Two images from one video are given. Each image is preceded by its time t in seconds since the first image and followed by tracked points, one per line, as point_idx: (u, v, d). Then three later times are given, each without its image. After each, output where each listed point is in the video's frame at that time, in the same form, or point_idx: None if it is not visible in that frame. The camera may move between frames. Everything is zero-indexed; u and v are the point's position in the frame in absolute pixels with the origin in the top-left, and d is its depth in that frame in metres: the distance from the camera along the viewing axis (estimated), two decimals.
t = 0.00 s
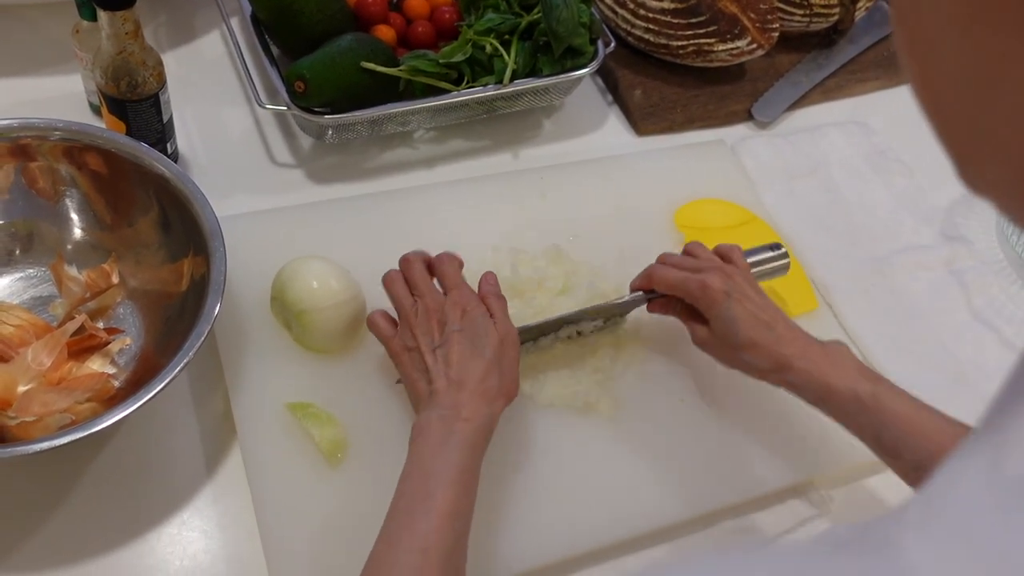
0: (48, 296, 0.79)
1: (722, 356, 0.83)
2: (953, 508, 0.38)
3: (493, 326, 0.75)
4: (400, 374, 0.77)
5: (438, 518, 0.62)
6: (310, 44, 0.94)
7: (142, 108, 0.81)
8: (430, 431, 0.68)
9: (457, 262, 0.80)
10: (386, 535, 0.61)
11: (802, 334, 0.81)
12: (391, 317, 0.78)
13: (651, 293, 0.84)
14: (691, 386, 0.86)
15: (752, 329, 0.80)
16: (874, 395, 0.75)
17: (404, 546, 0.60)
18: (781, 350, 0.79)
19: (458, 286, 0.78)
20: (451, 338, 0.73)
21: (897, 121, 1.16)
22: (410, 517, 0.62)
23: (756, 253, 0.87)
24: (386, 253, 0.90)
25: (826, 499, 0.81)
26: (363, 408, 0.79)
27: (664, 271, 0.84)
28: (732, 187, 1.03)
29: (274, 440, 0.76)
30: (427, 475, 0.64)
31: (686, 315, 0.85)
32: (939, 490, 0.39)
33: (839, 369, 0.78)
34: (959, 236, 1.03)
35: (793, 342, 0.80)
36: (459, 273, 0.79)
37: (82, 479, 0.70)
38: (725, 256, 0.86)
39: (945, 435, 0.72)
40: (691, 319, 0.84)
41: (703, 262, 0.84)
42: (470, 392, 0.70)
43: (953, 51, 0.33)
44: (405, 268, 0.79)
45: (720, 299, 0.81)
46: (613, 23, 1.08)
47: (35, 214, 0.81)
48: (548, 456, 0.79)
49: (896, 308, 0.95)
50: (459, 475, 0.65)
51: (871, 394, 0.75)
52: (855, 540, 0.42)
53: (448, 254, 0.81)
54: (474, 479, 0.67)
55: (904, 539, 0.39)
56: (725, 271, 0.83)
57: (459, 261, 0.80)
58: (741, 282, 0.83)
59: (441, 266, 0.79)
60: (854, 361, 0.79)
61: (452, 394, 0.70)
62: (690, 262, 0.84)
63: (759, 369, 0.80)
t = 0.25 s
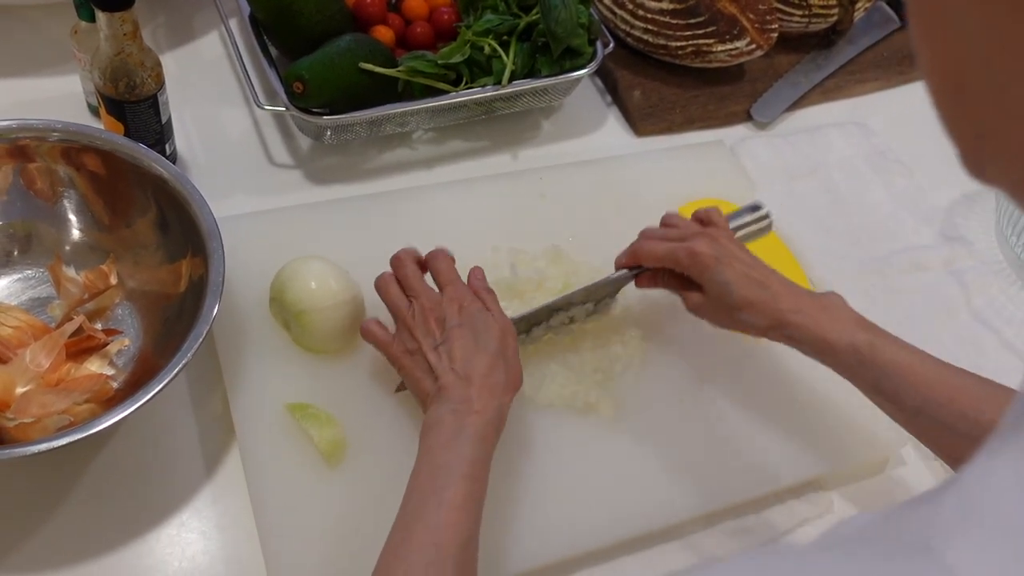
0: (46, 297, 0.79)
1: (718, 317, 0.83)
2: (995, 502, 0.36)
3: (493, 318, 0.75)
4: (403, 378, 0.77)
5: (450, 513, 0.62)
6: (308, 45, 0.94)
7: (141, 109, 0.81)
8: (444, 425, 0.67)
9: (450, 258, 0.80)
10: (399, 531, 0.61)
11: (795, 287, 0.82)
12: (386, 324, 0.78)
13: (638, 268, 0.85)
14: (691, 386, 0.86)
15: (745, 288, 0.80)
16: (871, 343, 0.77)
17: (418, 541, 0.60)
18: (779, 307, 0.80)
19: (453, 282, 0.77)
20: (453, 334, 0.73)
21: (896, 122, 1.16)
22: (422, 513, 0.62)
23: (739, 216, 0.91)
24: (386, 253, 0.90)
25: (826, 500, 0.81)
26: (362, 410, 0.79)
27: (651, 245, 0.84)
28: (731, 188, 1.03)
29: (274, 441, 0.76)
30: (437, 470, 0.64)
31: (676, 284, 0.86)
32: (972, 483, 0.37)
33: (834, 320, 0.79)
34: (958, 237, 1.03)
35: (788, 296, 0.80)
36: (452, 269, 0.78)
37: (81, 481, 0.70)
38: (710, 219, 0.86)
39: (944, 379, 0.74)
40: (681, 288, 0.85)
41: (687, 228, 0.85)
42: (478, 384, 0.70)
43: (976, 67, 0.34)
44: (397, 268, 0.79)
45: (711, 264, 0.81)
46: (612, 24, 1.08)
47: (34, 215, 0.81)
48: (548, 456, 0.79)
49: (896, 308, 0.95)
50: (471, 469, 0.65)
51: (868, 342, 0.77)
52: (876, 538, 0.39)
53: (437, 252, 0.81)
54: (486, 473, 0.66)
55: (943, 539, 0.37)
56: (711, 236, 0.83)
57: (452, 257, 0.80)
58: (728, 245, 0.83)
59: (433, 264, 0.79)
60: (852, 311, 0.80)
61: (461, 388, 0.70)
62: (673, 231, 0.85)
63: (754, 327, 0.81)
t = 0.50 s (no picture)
0: (49, 296, 0.79)
1: (718, 288, 0.84)
2: None
3: (484, 317, 0.75)
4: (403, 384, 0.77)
5: (452, 510, 0.61)
6: (311, 45, 0.94)
7: (145, 108, 0.81)
8: (441, 427, 0.67)
9: (436, 261, 0.80)
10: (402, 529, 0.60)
11: (795, 258, 0.82)
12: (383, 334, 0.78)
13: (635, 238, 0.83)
14: (693, 387, 0.86)
15: (745, 263, 0.80)
16: (872, 319, 0.77)
17: (421, 537, 0.59)
18: (778, 280, 0.80)
19: (441, 283, 0.77)
20: (446, 335, 0.73)
21: (898, 123, 1.16)
22: (425, 508, 0.61)
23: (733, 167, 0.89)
24: (389, 253, 0.90)
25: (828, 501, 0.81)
26: (365, 410, 0.79)
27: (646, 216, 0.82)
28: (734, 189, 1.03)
29: (276, 441, 0.76)
30: (438, 467, 0.64)
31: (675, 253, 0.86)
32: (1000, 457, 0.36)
33: (834, 292, 0.80)
34: (961, 239, 1.03)
35: (787, 268, 0.81)
36: (439, 270, 0.78)
37: (84, 480, 0.70)
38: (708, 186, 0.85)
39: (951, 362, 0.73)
40: (682, 259, 0.85)
41: (684, 198, 0.83)
42: (476, 380, 0.70)
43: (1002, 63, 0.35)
44: (381, 280, 0.78)
45: (710, 237, 0.80)
46: (615, 25, 1.08)
47: (38, 213, 0.81)
48: (551, 456, 0.79)
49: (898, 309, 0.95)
50: (472, 465, 0.64)
51: (869, 319, 0.77)
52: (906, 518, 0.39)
53: (422, 257, 0.81)
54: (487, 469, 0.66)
55: (979, 515, 0.36)
56: (708, 206, 0.82)
57: (437, 259, 0.80)
58: (726, 214, 0.82)
59: (419, 268, 0.78)
60: (852, 287, 0.80)
61: (459, 388, 0.70)
62: (671, 201, 0.83)
63: (754, 300, 0.82)
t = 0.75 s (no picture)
0: (49, 298, 0.79)
1: (729, 281, 0.84)
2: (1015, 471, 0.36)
3: (499, 321, 0.75)
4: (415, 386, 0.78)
5: (462, 512, 0.61)
6: (311, 48, 0.94)
7: (145, 110, 0.82)
8: (450, 429, 0.67)
9: (455, 266, 0.80)
10: (411, 530, 0.61)
11: (805, 249, 0.83)
12: (398, 335, 0.79)
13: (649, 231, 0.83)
14: (691, 390, 0.86)
15: (757, 255, 0.81)
16: (882, 309, 0.78)
17: (432, 537, 0.60)
18: (791, 272, 0.81)
19: (458, 288, 0.78)
20: (460, 339, 0.74)
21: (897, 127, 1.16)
22: (435, 510, 0.61)
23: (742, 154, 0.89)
24: (388, 256, 0.90)
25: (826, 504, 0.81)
26: (364, 413, 0.79)
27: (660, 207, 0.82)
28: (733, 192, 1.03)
29: (275, 443, 0.76)
30: (449, 470, 0.64)
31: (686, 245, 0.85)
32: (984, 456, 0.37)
33: (842, 283, 0.81)
34: (960, 242, 1.03)
35: (800, 257, 0.82)
36: (456, 274, 0.79)
37: (83, 482, 0.70)
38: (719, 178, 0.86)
39: (957, 355, 0.75)
40: (694, 251, 0.85)
41: (698, 189, 0.83)
42: (486, 385, 0.70)
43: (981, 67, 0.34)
44: (401, 282, 0.79)
45: (722, 228, 0.80)
46: (615, 28, 1.09)
47: (38, 215, 0.81)
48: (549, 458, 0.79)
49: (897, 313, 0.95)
50: (480, 467, 0.65)
51: (878, 308, 0.79)
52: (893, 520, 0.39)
53: (443, 261, 0.81)
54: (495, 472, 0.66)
55: (970, 514, 0.37)
56: (721, 197, 0.82)
57: (457, 264, 0.80)
58: (738, 206, 0.82)
59: (438, 272, 0.79)
60: (859, 275, 0.82)
61: (469, 391, 0.70)
62: (684, 192, 0.83)
63: (766, 291, 0.83)
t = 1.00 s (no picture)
0: (46, 302, 0.79)
1: (730, 358, 0.82)
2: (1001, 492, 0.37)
3: (482, 334, 0.75)
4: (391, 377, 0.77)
5: (415, 513, 0.62)
6: (310, 51, 0.94)
7: (143, 114, 0.81)
8: (406, 430, 0.67)
9: (463, 273, 0.80)
10: (365, 529, 0.61)
11: (811, 336, 0.80)
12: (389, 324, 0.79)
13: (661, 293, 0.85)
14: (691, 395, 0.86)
15: (757, 331, 0.79)
16: (888, 397, 0.72)
17: (384, 537, 0.60)
18: (791, 353, 0.78)
19: (457, 295, 0.78)
20: (439, 341, 0.73)
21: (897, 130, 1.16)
22: (389, 509, 0.61)
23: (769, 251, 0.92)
24: (387, 260, 0.90)
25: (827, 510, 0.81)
26: (363, 417, 0.79)
27: (674, 273, 0.84)
28: (733, 196, 1.03)
29: (274, 448, 0.76)
30: (404, 470, 0.64)
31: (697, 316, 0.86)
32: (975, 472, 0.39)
33: (850, 371, 0.76)
34: (960, 246, 1.03)
35: (799, 341, 0.79)
36: (461, 282, 0.79)
37: (80, 487, 0.70)
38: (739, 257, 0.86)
39: (968, 440, 0.67)
40: (703, 322, 0.85)
41: (712, 262, 0.85)
42: (448, 393, 0.70)
43: (980, 63, 0.34)
44: (408, 274, 0.80)
45: (727, 301, 0.81)
46: (615, 31, 1.09)
47: (36, 220, 0.81)
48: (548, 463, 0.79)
49: (897, 317, 0.95)
50: (435, 471, 0.65)
51: (886, 398, 0.72)
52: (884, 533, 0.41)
53: (453, 267, 0.81)
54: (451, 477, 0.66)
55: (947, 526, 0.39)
56: (733, 273, 0.83)
57: (465, 273, 0.81)
58: (750, 285, 0.82)
59: (444, 276, 0.79)
60: (866, 364, 0.76)
61: (430, 394, 0.70)
62: (699, 263, 0.85)
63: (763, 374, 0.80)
